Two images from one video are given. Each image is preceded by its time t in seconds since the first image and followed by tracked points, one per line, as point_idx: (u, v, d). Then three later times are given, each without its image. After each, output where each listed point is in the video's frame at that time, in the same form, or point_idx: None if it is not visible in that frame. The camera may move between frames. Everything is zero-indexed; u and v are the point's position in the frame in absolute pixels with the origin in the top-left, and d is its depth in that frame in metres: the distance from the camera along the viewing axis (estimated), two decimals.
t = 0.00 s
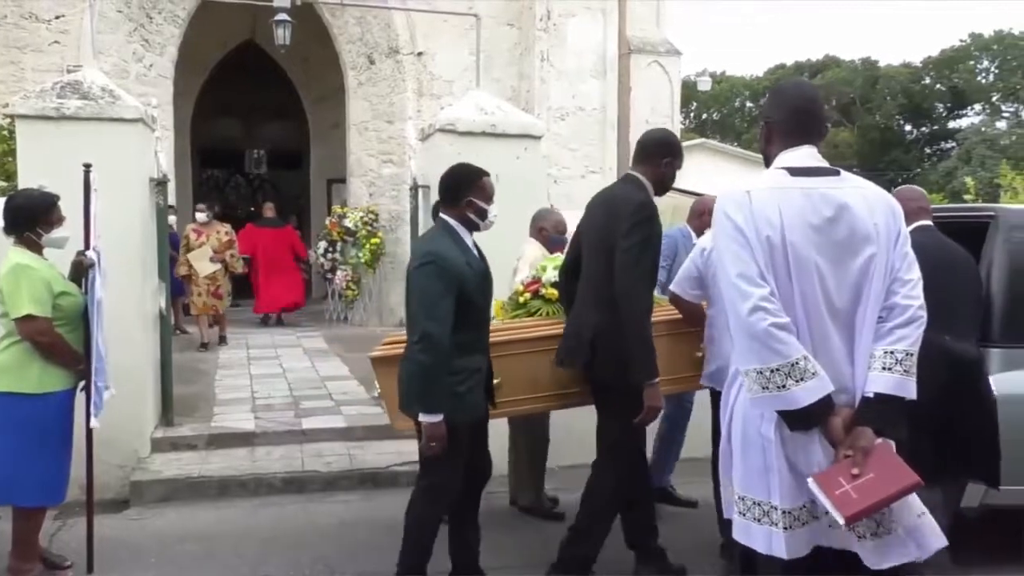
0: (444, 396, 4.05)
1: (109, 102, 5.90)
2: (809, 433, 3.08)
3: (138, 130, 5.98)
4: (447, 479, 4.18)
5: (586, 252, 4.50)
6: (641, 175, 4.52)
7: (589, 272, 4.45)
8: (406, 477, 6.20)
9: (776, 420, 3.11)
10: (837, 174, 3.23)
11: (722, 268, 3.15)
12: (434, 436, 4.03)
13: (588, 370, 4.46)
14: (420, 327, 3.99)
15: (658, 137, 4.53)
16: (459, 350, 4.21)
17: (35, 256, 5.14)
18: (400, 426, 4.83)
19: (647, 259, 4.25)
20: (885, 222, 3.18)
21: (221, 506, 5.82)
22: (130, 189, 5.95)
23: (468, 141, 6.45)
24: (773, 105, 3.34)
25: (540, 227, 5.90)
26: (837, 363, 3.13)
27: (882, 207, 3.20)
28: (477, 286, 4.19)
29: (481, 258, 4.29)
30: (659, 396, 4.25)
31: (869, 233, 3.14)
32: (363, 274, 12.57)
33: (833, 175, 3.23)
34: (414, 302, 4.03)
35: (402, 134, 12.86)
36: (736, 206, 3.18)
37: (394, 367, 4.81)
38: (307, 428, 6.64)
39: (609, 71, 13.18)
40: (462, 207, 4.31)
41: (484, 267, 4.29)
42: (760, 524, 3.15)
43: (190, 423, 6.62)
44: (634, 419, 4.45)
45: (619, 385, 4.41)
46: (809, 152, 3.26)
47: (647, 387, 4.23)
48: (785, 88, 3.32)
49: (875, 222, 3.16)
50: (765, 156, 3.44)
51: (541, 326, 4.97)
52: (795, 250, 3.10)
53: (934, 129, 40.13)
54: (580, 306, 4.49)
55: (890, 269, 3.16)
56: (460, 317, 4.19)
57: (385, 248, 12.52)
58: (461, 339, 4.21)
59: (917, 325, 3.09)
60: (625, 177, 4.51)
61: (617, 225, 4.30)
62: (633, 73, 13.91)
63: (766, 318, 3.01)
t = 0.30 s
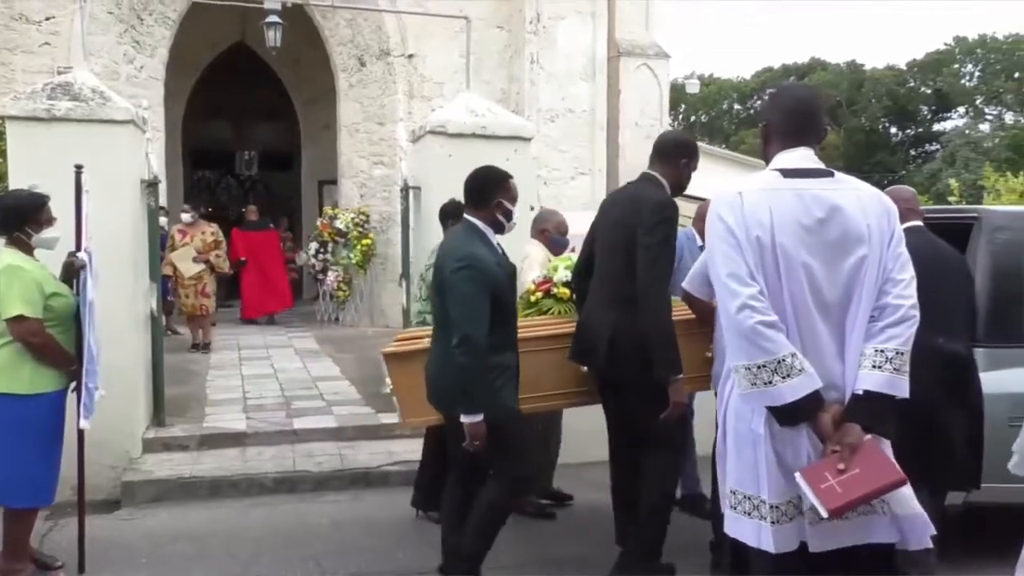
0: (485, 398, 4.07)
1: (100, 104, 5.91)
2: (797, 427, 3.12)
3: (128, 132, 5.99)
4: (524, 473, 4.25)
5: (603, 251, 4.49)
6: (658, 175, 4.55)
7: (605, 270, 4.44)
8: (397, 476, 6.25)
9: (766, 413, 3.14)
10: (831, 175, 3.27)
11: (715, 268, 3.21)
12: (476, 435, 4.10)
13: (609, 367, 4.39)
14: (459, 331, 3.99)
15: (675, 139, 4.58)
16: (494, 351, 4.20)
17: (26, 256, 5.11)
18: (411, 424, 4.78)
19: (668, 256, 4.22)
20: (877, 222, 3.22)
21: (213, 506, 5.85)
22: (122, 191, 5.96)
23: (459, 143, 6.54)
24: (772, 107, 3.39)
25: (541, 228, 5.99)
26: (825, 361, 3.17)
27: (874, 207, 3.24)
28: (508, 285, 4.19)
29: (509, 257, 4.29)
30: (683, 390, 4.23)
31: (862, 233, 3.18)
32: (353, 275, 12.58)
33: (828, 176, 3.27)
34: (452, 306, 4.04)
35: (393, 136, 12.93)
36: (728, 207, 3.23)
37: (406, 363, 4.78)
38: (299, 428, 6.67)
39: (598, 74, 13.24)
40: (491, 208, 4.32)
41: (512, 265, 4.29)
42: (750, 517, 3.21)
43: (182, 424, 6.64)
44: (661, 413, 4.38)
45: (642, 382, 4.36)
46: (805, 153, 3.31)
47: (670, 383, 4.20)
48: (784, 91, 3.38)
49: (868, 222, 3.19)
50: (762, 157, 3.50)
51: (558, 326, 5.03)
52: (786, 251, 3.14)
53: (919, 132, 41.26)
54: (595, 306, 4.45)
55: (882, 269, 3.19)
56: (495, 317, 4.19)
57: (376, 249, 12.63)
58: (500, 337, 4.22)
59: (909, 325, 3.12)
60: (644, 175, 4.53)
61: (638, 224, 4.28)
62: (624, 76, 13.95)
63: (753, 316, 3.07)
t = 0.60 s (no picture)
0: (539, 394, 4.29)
1: (111, 111, 6.16)
2: (780, 419, 3.15)
3: (139, 139, 6.23)
4: (540, 468, 4.45)
5: (622, 254, 4.68)
6: (674, 181, 4.72)
7: (623, 273, 4.65)
8: (396, 469, 6.49)
9: (751, 404, 3.20)
10: (818, 179, 3.29)
11: (702, 268, 3.28)
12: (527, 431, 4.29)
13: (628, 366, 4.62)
14: (513, 332, 4.22)
15: (687, 146, 4.74)
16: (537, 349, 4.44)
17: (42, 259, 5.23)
18: (433, 420, 4.97)
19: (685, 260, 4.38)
20: (862, 224, 3.23)
21: (219, 498, 6.09)
22: (134, 195, 6.22)
23: (457, 148, 6.80)
24: (763, 119, 3.44)
25: (551, 232, 6.27)
26: (811, 356, 3.20)
27: (859, 209, 3.25)
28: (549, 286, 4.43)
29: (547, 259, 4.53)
30: (700, 392, 4.34)
31: (844, 235, 3.19)
32: (355, 276, 12.86)
33: (814, 181, 3.29)
34: (504, 308, 4.24)
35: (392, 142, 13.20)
36: (715, 212, 3.28)
37: (426, 361, 4.96)
38: (302, 424, 6.91)
39: (590, 83, 13.49)
40: (529, 212, 4.57)
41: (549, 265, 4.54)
42: (738, 504, 3.25)
43: (190, 419, 6.90)
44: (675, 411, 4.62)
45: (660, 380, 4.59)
46: (794, 160, 3.32)
47: (688, 383, 4.31)
48: (773, 106, 3.42)
49: (851, 224, 3.21)
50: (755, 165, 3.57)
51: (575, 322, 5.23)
52: (767, 251, 3.18)
53: (896, 139, 42.41)
54: (617, 306, 4.68)
55: (865, 269, 3.20)
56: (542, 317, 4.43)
57: (377, 251, 12.87)
58: (544, 335, 4.45)
59: (890, 323, 3.13)
60: (660, 180, 4.69)
61: (657, 230, 4.45)
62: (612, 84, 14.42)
63: (735, 311, 3.13)
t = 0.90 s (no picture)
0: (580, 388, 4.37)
1: (113, 115, 6.25)
2: (775, 417, 3.17)
3: (140, 142, 6.32)
4: (554, 469, 4.56)
5: (641, 253, 4.71)
6: (692, 182, 4.74)
7: (644, 275, 4.68)
8: (393, 466, 6.58)
9: (745, 403, 3.21)
10: (810, 182, 3.32)
11: (697, 267, 3.29)
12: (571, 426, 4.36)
13: (644, 366, 4.60)
14: (558, 326, 4.29)
15: (705, 147, 4.73)
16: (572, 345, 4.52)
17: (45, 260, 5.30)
18: (456, 421, 5.09)
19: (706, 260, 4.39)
20: (853, 224, 3.26)
21: (219, 496, 6.19)
22: (136, 196, 6.32)
23: (454, 151, 6.91)
24: (757, 122, 3.46)
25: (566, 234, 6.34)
26: (804, 355, 3.21)
27: (850, 211, 3.28)
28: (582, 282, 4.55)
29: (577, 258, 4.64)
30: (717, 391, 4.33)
31: (837, 236, 3.22)
32: (353, 275, 12.97)
33: (806, 183, 3.31)
34: (546, 303, 4.34)
35: (390, 145, 13.31)
36: (710, 214, 3.29)
37: (449, 363, 5.05)
38: (302, 422, 7.00)
39: (585, 86, 13.59)
40: (558, 211, 4.69)
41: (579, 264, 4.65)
42: (732, 500, 3.26)
43: (190, 418, 6.99)
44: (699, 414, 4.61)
45: (679, 380, 4.59)
46: (788, 163, 3.35)
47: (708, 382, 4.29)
48: (765, 109, 3.45)
49: (843, 225, 3.24)
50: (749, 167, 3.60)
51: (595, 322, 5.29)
52: (762, 251, 3.19)
53: (884, 142, 43.15)
54: (633, 305, 4.67)
55: (858, 270, 3.23)
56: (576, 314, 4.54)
57: (375, 252, 13.00)
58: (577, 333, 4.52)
59: (882, 323, 3.16)
60: (678, 182, 4.72)
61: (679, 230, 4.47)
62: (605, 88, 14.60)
63: (731, 311, 3.14)
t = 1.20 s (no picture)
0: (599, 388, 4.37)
1: (111, 115, 6.25)
2: (777, 416, 3.18)
3: (138, 142, 6.32)
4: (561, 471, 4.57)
5: (653, 253, 4.62)
6: (703, 180, 4.74)
7: (657, 275, 4.58)
8: (392, 467, 6.58)
9: (748, 403, 3.21)
10: (810, 183, 3.32)
11: (698, 266, 3.29)
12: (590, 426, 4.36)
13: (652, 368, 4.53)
14: (579, 327, 4.30)
15: (716, 148, 4.76)
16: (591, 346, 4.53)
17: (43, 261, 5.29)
18: (474, 424, 5.12)
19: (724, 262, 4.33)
20: (853, 225, 3.26)
21: (217, 496, 6.19)
22: (134, 196, 6.33)
23: (452, 151, 6.92)
24: (756, 123, 3.47)
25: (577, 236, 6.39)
26: (804, 355, 3.22)
27: (850, 212, 3.28)
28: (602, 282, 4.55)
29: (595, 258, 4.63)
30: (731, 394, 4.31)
31: (837, 236, 3.23)
32: (352, 275, 13.02)
33: (807, 184, 3.32)
34: (566, 304, 4.35)
35: (388, 145, 13.31)
36: (711, 213, 3.29)
37: (466, 369, 5.06)
38: (301, 423, 7.00)
39: (583, 86, 13.59)
40: (580, 213, 4.70)
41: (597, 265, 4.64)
42: (730, 500, 3.26)
43: (189, 418, 6.99)
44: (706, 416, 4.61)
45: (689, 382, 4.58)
46: (787, 164, 3.35)
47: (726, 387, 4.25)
48: (764, 109, 3.45)
49: (843, 225, 3.24)
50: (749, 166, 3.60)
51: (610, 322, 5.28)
52: (763, 251, 3.19)
53: (881, 142, 43.20)
54: (645, 306, 4.58)
55: (858, 271, 3.23)
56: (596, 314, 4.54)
57: (373, 252, 13.01)
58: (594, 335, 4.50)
59: (882, 323, 3.16)
60: (690, 182, 4.71)
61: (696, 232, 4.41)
62: (604, 88, 14.61)
63: (734, 310, 3.14)
